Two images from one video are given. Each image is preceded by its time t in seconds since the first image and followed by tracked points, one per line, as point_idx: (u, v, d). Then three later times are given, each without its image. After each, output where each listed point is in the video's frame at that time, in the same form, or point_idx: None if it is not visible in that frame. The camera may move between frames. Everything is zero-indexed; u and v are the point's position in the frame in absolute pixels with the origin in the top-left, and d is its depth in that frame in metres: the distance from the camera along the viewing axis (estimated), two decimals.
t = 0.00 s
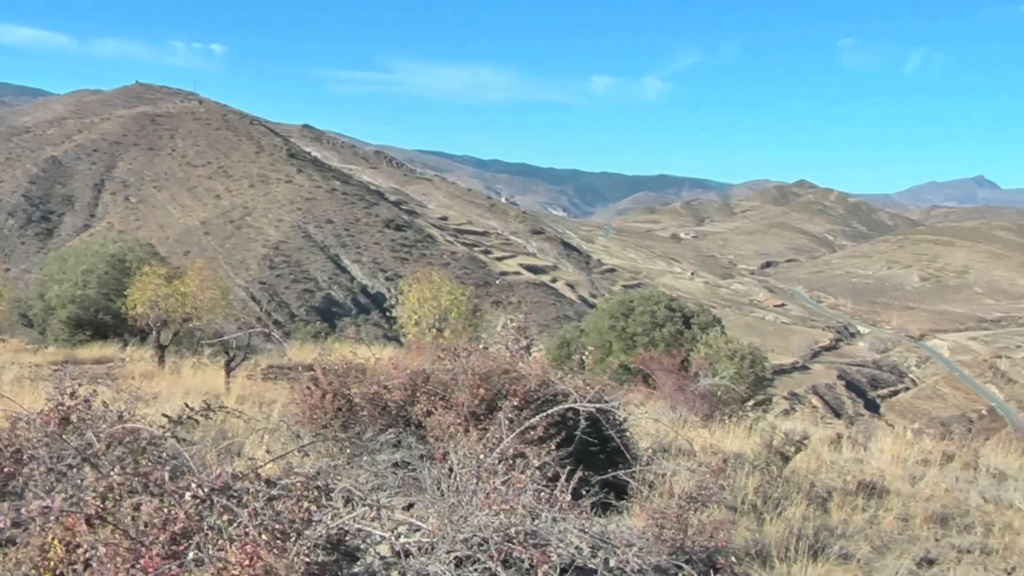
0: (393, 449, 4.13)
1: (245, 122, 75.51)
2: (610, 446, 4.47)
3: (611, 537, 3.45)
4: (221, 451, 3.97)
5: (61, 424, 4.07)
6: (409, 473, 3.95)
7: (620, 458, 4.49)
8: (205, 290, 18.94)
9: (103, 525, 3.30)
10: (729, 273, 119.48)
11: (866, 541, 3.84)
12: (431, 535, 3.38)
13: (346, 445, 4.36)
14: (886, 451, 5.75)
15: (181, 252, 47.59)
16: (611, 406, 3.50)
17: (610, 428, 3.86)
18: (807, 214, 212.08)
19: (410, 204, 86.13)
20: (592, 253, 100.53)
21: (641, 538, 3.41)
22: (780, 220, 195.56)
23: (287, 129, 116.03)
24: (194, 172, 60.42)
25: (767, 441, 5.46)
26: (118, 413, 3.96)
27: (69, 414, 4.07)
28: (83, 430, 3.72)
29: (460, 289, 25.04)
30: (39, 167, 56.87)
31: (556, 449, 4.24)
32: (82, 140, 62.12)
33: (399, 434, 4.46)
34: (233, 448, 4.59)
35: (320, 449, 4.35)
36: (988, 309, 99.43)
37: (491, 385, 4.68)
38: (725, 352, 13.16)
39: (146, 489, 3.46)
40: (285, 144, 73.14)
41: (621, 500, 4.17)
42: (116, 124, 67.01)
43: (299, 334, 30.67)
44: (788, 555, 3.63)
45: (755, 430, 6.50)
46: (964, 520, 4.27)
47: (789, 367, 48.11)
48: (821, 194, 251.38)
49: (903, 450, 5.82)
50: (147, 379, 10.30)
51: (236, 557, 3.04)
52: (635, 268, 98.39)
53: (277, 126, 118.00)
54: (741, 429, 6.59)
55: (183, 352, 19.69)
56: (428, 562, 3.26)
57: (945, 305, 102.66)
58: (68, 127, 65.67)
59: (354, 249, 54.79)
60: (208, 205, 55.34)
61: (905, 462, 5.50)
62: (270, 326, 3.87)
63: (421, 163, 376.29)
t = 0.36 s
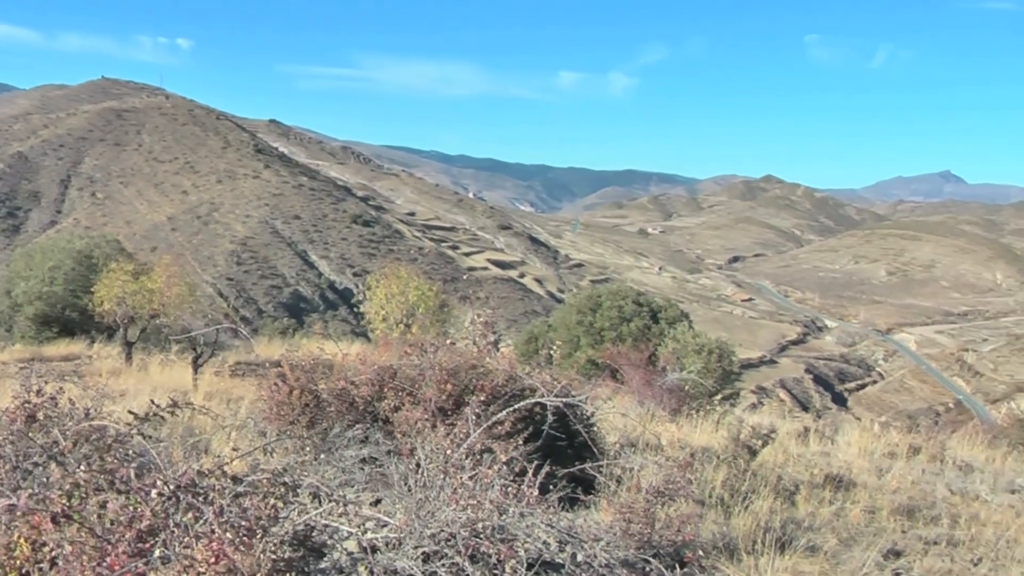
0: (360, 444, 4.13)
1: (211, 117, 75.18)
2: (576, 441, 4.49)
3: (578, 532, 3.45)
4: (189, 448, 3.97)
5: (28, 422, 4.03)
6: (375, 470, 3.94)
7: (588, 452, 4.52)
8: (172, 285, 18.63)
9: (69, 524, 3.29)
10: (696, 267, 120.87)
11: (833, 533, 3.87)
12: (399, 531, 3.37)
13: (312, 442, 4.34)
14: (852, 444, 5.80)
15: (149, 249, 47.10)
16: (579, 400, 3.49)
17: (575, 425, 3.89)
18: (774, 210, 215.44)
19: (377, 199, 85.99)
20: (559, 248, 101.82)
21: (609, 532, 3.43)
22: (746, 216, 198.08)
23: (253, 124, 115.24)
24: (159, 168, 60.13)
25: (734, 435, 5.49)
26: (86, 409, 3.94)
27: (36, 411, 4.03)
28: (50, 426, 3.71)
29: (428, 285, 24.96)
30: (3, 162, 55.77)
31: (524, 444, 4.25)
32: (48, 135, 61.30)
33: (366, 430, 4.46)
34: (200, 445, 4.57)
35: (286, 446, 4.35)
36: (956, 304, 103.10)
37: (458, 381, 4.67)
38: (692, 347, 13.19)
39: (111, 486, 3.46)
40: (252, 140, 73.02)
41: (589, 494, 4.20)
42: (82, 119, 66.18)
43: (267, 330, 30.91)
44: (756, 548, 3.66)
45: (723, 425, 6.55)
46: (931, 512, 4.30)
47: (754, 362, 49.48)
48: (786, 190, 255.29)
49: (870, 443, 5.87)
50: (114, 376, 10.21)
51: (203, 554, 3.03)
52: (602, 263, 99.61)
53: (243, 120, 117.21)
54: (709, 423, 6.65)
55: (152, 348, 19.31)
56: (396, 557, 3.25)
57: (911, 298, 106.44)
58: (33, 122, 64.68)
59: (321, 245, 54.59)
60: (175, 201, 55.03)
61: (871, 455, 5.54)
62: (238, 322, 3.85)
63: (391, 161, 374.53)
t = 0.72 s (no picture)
0: (331, 443, 4.13)
1: (181, 114, 74.78)
2: (547, 437, 4.52)
3: (549, 530, 3.47)
4: (159, 446, 3.97)
5: None
6: (346, 466, 3.93)
7: (558, 449, 4.54)
8: (142, 284, 18.51)
9: (37, 523, 3.27)
10: (666, 265, 122.18)
11: (801, 529, 3.89)
12: (369, 528, 3.36)
13: (282, 440, 4.33)
14: (823, 440, 5.83)
15: (119, 246, 46.63)
16: (549, 397, 3.48)
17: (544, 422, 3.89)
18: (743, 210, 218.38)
19: (348, 197, 85.89)
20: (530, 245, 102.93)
21: (578, 529, 3.44)
22: (715, 215, 200.49)
23: (224, 121, 114.54)
24: (130, 165, 59.72)
25: (705, 432, 5.51)
26: (57, 408, 3.92)
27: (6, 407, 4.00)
28: (16, 425, 3.65)
29: (398, 281, 24.96)
30: None
31: (493, 440, 4.27)
32: (17, 132, 60.62)
33: (337, 428, 4.44)
34: (169, 442, 4.55)
35: (257, 443, 4.33)
36: (925, 302, 105.99)
37: (429, 379, 4.66)
38: (663, 344, 13.18)
39: (80, 486, 3.43)
40: (222, 137, 72.83)
41: (559, 490, 4.20)
42: (51, 115, 65.28)
43: (238, 327, 31.10)
44: (724, 544, 3.68)
45: (693, 421, 6.58)
46: (899, 507, 4.34)
47: (726, 359, 50.17)
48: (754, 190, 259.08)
49: (841, 438, 5.92)
50: (84, 374, 10.21)
51: (172, 554, 3.02)
52: (573, 261, 100.91)
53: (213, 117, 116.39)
54: (680, 419, 6.67)
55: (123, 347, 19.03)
56: (366, 556, 3.26)
57: (882, 295, 110.01)
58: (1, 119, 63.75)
59: (291, 242, 54.44)
60: (145, 198, 54.69)
61: (841, 451, 5.57)
62: (208, 319, 3.84)
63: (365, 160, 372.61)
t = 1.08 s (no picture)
0: (311, 441, 4.12)
1: (161, 112, 74.44)
2: (527, 436, 4.54)
3: (529, 528, 3.48)
4: (141, 447, 3.96)
5: None
6: (327, 465, 3.92)
7: (539, 447, 4.56)
8: (123, 283, 18.28)
9: (17, 523, 3.25)
10: (646, 265, 123.07)
11: (783, 526, 3.91)
12: (349, 526, 3.36)
13: (262, 438, 4.32)
14: (802, 438, 5.86)
15: (99, 245, 46.35)
16: (530, 396, 3.47)
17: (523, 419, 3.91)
18: (722, 212, 220.74)
19: (329, 196, 86.04)
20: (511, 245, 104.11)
21: (561, 527, 3.45)
22: (694, 214, 202.40)
23: (203, 119, 114.04)
24: (110, 163, 59.26)
25: (685, 430, 5.52)
26: (38, 408, 3.88)
27: None
28: None
29: (379, 281, 24.61)
30: None
31: (474, 439, 4.28)
32: None
33: (318, 427, 4.43)
34: (150, 444, 4.51)
35: (237, 439, 4.32)
36: (905, 301, 109.09)
37: (409, 377, 4.65)
38: (644, 342, 13.30)
39: (60, 486, 3.41)
40: (202, 136, 72.58)
41: (540, 488, 4.21)
42: (30, 113, 64.63)
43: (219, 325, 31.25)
44: (706, 541, 3.69)
45: (673, 419, 6.60)
46: (881, 503, 4.36)
47: (707, 355, 50.61)
48: (733, 191, 261.72)
49: (821, 436, 5.93)
50: (66, 372, 10.16)
51: (154, 552, 3.02)
52: (553, 260, 101.99)
53: (192, 116, 115.89)
54: (659, 418, 6.69)
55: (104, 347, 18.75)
56: (347, 554, 3.25)
57: (861, 295, 114.25)
58: None
59: (272, 241, 54.54)
60: (125, 197, 54.42)
61: (821, 448, 5.60)
62: (191, 319, 3.86)
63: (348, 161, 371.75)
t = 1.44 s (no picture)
0: (300, 435, 4.11)
1: (148, 107, 74.15)
2: (515, 430, 4.54)
3: (518, 520, 3.49)
4: (129, 442, 3.94)
5: None
6: (315, 459, 3.93)
7: (528, 441, 4.56)
8: (110, 277, 18.10)
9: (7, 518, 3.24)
10: (634, 259, 123.80)
11: (771, 517, 3.93)
12: (338, 520, 3.36)
13: (251, 432, 4.32)
14: (790, 431, 5.87)
15: (86, 240, 46.18)
16: (518, 388, 3.48)
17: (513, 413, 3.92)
18: (710, 205, 221.08)
19: (316, 190, 86.07)
20: (499, 239, 104.61)
21: (549, 520, 3.45)
22: (682, 208, 203.33)
23: (190, 113, 113.66)
24: (96, 158, 58.98)
25: (673, 423, 5.51)
26: (26, 403, 3.86)
27: None
28: None
29: (368, 274, 24.42)
30: None
31: (462, 433, 4.27)
32: None
33: (305, 421, 4.41)
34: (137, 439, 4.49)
35: (225, 434, 4.34)
36: (891, 294, 110.11)
37: (397, 370, 4.65)
38: (631, 335, 13.15)
39: (49, 479, 3.38)
40: (188, 130, 72.28)
41: (528, 482, 4.25)
42: (15, 108, 64.21)
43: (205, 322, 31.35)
44: (694, 532, 3.71)
45: (662, 413, 6.60)
46: (868, 495, 4.39)
47: (696, 350, 50.78)
48: (720, 184, 262.40)
49: (809, 428, 5.95)
50: (52, 369, 10.12)
51: (142, 548, 3.02)
52: (541, 254, 102.47)
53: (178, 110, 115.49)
54: (649, 411, 6.69)
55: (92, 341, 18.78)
56: (336, 546, 3.25)
57: (848, 287, 115.35)
58: None
59: (259, 236, 54.54)
60: (112, 192, 54.24)
61: (809, 441, 5.62)
62: (178, 313, 3.82)
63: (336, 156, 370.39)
